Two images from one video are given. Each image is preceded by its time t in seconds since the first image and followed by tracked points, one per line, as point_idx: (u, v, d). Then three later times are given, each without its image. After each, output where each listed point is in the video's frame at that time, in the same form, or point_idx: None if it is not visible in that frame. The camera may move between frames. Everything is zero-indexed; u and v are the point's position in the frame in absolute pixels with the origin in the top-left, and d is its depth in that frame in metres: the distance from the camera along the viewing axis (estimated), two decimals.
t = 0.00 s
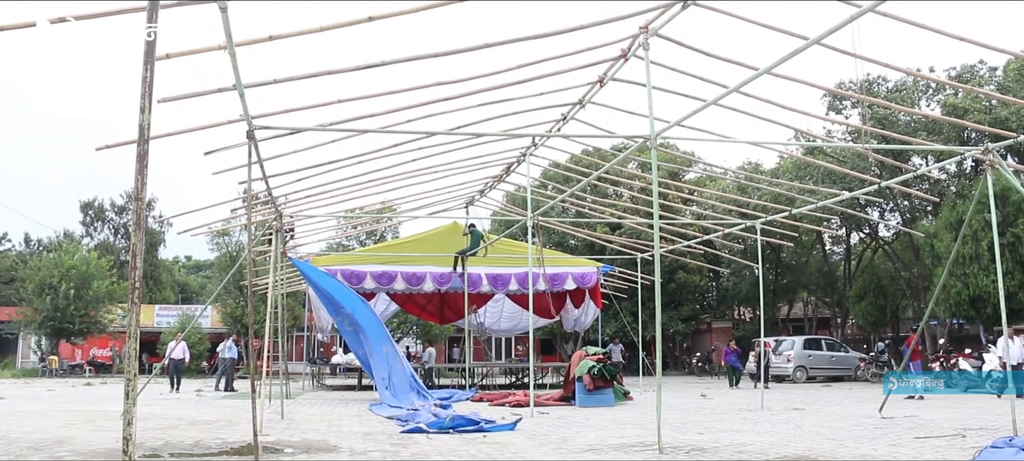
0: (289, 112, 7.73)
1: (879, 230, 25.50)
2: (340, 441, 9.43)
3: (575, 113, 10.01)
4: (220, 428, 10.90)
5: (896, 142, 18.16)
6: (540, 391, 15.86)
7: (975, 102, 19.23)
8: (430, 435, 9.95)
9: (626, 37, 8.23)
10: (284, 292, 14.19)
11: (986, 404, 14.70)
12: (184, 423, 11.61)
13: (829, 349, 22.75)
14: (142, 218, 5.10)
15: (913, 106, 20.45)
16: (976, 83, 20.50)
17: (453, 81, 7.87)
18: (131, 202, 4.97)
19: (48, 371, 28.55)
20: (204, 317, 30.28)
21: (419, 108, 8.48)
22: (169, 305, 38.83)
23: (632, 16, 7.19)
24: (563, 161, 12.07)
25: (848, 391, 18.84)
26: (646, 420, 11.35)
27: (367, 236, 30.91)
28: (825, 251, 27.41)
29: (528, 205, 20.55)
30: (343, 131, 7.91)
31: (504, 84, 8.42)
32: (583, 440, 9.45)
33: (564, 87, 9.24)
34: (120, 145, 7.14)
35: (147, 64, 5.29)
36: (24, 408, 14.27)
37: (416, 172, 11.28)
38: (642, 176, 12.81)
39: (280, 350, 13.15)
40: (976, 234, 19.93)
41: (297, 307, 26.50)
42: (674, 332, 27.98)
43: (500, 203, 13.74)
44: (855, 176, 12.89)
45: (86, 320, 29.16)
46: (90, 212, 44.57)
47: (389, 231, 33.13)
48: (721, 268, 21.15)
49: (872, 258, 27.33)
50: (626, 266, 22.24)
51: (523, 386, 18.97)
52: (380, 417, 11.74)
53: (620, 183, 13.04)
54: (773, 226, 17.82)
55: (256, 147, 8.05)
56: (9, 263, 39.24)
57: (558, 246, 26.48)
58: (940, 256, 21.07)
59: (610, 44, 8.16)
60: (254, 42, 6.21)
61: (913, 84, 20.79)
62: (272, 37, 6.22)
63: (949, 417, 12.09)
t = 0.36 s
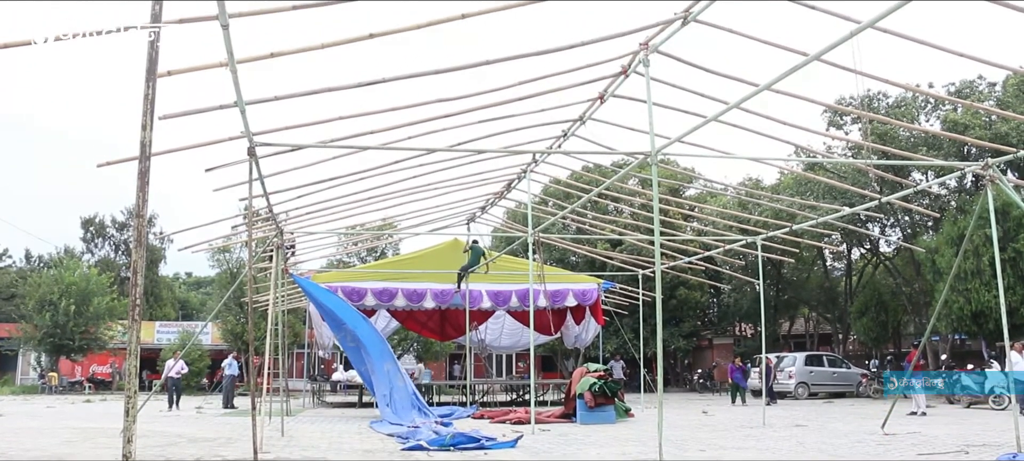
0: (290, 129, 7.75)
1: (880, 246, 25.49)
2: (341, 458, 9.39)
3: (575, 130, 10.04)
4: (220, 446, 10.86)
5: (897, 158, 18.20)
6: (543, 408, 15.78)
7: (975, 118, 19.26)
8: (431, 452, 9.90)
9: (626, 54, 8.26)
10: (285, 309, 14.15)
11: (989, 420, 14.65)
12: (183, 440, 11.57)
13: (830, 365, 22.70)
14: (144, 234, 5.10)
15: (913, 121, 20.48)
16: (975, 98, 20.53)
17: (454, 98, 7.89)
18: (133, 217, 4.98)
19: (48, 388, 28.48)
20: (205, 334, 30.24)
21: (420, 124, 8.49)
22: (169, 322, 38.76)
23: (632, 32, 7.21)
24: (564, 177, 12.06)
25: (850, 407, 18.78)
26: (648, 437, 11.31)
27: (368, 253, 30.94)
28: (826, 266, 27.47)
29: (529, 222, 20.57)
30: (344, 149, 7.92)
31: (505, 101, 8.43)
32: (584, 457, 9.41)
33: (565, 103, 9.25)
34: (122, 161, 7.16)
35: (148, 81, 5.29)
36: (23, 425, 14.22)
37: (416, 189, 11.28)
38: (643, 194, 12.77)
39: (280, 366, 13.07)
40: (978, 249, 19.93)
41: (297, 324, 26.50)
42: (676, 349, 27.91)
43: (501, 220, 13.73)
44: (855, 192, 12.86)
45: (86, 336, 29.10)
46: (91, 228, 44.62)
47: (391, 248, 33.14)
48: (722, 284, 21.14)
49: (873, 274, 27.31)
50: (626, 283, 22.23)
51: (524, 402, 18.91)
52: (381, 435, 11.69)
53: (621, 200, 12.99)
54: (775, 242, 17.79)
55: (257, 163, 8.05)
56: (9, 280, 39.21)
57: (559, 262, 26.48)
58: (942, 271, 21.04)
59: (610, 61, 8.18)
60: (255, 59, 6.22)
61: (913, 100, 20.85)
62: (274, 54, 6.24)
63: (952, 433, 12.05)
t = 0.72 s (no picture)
0: (291, 147, 7.78)
1: (881, 263, 25.48)
2: None
3: (576, 148, 10.07)
4: None
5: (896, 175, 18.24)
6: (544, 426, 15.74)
7: (975, 135, 19.30)
8: None
9: (626, 72, 8.30)
10: (285, 328, 14.12)
11: (991, 438, 14.60)
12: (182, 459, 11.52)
13: (832, 383, 22.66)
14: (144, 253, 5.12)
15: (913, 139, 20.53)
16: (975, 116, 20.58)
17: (454, 116, 7.93)
18: (134, 235, 5.02)
19: (47, 407, 28.40)
20: (205, 352, 30.19)
21: (421, 143, 8.52)
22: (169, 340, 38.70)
23: (632, 50, 7.25)
24: (564, 195, 12.07)
25: (852, 425, 18.72)
26: (649, 456, 11.26)
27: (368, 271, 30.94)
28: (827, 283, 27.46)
29: (530, 240, 20.57)
30: (344, 167, 7.94)
31: (506, 119, 8.46)
32: None
33: (565, 122, 9.29)
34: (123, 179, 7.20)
35: (150, 100, 5.32)
36: (23, 444, 14.17)
37: (416, 207, 11.30)
38: (643, 212, 12.76)
39: (280, 384, 12.99)
40: (979, 266, 19.92)
41: (297, 342, 26.47)
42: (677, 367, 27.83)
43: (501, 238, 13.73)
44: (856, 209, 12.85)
45: (86, 354, 29.04)
46: (92, 246, 44.62)
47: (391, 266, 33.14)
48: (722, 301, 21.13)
49: (874, 291, 27.27)
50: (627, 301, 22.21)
51: (524, 421, 18.87)
52: (381, 453, 11.65)
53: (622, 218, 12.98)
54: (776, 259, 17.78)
55: (258, 181, 8.07)
56: (9, 298, 39.16)
57: (560, 280, 26.48)
58: (943, 288, 21.02)
59: (610, 80, 8.21)
60: (256, 79, 6.26)
61: (912, 118, 20.89)
62: (274, 73, 6.28)
63: (955, 451, 12.00)
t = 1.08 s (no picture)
0: (292, 160, 7.78)
1: (881, 276, 25.45)
2: None
3: (576, 161, 10.08)
4: None
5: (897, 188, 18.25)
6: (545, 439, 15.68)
7: (975, 148, 19.31)
8: None
9: (626, 86, 8.32)
10: (285, 341, 14.06)
11: (994, 451, 14.53)
12: None
13: (833, 395, 22.60)
14: (145, 266, 5.12)
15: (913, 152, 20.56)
16: (975, 129, 20.60)
17: (455, 130, 7.94)
18: (135, 249, 5.02)
19: (47, 421, 28.33)
20: (205, 365, 30.14)
21: (421, 156, 8.53)
22: (169, 353, 38.68)
23: (633, 63, 7.27)
24: (564, 209, 12.06)
25: (853, 438, 18.66)
26: None
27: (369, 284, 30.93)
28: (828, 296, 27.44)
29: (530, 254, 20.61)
30: (344, 181, 7.93)
31: (506, 132, 8.48)
32: None
33: (565, 135, 9.30)
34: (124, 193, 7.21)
35: (151, 114, 5.33)
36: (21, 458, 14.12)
37: (416, 220, 11.31)
38: (644, 225, 12.71)
39: (280, 397, 12.85)
40: (980, 279, 19.91)
41: (298, 355, 26.43)
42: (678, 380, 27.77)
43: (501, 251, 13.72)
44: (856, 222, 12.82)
45: (86, 368, 28.98)
46: (92, 259, 44.61)
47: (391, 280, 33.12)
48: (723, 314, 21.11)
49: (875, 304, 27.22)
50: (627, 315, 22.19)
51: (524, 435, 18.81)
52: None
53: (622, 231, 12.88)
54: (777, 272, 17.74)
55: (259, 194, 8.07)
56: (9, 311, 39.11)
57: (560, 293, 26.47)
58: (944, 301, 21.00)
59: (611, 93, 8.23)
60: (257, 92, 6.28)
61: (912, 131, 20.92)
62: (275, 86, 6.28)
63: None
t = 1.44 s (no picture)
0: (292, 169, 7.79)
1: (882, 285, 25.45)
2: None
3: (577, 170, 10.10)
4: None
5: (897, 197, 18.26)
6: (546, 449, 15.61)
7: (975, 156, 19.32)
8: None
9: (626, 95, 8.33)
10: (285, 350, 14.05)
11: None
12: None
13: (834, 404, 22.58)
14: (145, 275, 5.13)
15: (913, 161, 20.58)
16: (975, 137, 20.62)
17: (455, 139, 7.95)
18: (135, 258, 5.03)
19: (47, 430, 28.28)
20: (205, 375, 30.12)
21: (422, 166, 8.54)
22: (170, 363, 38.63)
23: (633, 73, 7.28)
24: (564, 218, 12.06)
25: (854, 447, 18.62)
26: None
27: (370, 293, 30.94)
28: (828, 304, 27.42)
29: (530, 263, 20.62)
30: (345, 190, 7.94)
31: (507, 141, 8.49)
32: None
33: (565, 144, 9.30)
34: (123, 202, 7.22)
35: (152, 123, 5.34)
36: None
37: (416, 229, 11.32)
38: (644, 234, 12.70)
39: (281, 406, 12.83)
40: (980, 287, 19.90)
41: (298, 364, 26.40)
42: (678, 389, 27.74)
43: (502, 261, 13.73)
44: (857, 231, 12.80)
45: (86, 377, 28.95)
46: (92, 268, 44.59)
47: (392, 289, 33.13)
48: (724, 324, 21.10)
49: (876, 313, 27.19)
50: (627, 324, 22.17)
51: (525, 444, 18.78)
52: None
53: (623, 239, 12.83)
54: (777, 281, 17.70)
55: (259, 204, 8.07)
56: (9, 320, 39.07)
57: (560, 302, 26.47)
58: (945, 310, 21.00)
59: (611, 102, 8.25)
60: (257, 102, 6.29)
61: (912, 140, 20.95)
62: (275, 96, 6.30)
63: None
